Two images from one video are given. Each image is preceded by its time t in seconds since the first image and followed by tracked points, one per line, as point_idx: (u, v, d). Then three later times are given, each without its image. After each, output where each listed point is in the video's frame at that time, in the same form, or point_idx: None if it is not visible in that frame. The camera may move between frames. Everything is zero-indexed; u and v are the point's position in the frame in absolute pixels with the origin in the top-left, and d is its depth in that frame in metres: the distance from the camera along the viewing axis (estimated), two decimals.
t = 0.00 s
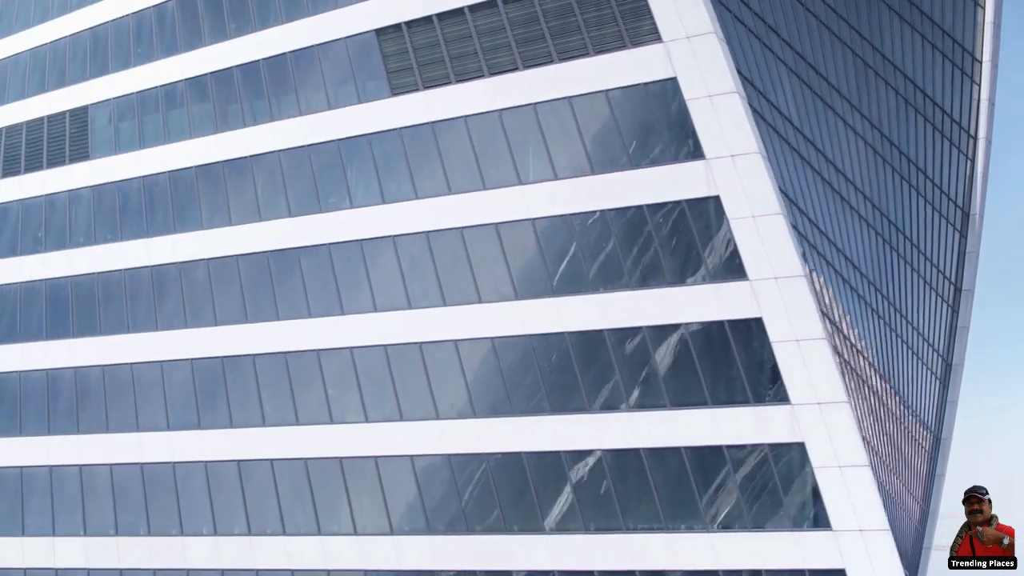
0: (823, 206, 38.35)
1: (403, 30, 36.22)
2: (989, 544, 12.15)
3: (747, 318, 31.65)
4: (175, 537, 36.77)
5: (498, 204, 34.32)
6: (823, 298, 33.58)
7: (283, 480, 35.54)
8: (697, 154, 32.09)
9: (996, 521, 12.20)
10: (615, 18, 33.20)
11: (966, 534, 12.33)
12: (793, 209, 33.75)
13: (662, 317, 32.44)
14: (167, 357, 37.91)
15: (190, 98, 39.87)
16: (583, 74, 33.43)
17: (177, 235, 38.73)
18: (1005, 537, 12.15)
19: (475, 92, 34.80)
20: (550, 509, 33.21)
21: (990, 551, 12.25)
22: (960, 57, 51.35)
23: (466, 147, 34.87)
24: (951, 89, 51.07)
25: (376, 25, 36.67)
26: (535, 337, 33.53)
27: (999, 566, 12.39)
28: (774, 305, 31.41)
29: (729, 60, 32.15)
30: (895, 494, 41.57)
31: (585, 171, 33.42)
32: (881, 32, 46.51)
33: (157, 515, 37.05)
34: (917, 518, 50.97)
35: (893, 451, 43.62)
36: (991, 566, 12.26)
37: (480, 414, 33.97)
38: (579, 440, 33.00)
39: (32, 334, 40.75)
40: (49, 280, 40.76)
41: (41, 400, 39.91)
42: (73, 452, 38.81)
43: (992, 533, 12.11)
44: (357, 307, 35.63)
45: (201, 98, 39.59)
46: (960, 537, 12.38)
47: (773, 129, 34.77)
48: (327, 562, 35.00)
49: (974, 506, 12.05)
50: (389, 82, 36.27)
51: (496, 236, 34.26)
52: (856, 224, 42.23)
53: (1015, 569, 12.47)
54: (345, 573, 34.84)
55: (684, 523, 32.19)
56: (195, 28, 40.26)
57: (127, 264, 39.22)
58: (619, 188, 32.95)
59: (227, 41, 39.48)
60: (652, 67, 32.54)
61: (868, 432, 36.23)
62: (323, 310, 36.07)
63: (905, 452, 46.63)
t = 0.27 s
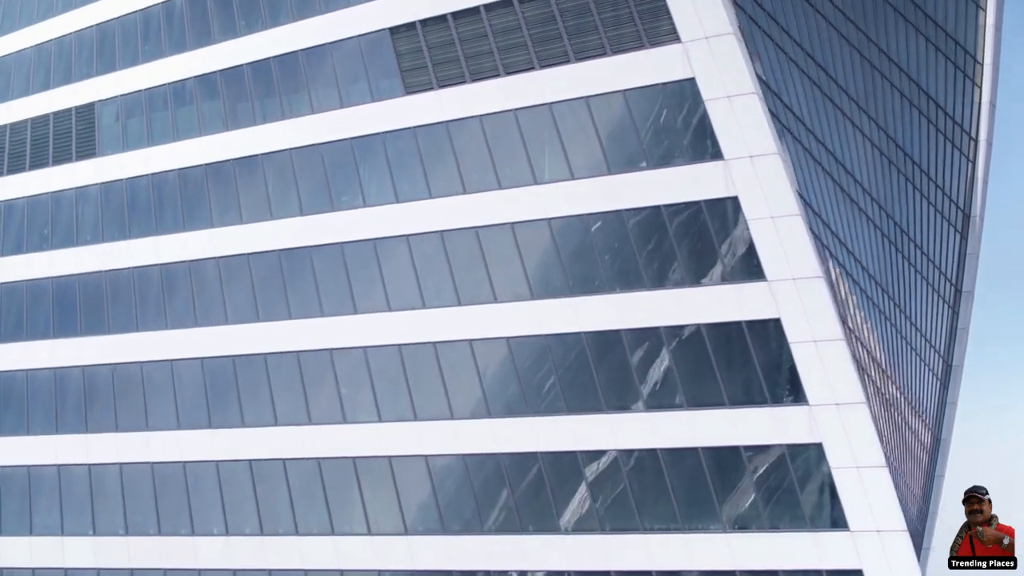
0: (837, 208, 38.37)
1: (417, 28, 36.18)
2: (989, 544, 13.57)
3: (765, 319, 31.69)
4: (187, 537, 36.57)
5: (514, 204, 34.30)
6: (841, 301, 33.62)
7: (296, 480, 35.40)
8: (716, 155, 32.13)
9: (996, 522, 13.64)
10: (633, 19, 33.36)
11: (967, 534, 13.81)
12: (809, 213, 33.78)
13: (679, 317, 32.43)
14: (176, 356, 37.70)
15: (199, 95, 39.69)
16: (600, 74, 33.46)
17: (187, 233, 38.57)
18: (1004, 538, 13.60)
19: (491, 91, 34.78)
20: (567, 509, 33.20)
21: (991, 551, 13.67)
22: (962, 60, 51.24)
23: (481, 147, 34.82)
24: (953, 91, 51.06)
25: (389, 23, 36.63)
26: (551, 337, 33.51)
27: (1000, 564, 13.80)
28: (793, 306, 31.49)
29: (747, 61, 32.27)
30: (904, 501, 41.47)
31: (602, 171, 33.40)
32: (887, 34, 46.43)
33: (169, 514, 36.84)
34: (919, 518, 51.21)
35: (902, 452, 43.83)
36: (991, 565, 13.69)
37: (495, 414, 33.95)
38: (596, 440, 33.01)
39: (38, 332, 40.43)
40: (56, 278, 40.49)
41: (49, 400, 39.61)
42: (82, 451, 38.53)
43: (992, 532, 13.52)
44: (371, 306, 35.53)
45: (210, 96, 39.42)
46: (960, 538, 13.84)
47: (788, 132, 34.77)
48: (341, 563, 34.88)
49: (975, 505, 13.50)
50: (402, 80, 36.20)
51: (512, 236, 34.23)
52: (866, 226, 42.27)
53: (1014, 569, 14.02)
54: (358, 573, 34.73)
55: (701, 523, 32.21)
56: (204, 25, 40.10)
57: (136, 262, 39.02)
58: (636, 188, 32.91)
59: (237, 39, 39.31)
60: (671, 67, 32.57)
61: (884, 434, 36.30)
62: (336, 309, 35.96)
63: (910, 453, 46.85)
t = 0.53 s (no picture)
0: (854, 209, 38.40)
1: (437, 27, 36.24)
2: (989, 544, 12.67)
3: (788, 319, 31.76)
4: (203, 536, 36.39)
5: (534, 203, 34.27)
6: (863, 304, 33.67)
7: (313, 479, 35.29)
8: (739, 155, 32.19)
9: (996, 521, 12.74)
10: (655, 19, 33.40)
11: (966, 534, 12.85)
12: (832, 215, 33.79)
13: (701, 318, 32.47)
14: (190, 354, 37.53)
15: (212, 92, 39.51)
16: (622, 74, 33.46)
17: (201, 231, 38.38)
18: (1004, 538, 12.70)
19: (511, 90, 34.74)
20: (587, 509, 33.16)
21: (990, 551, 12.71)
22: (967, 62, 50.84)
23: (501, 146, 34.76)
24: (957, 92, 51.01)
25: (408, 21, 36.61)
26: (571, 337, 33.50)
27: (1000, 565, 12.73)
28: (816, 307, 31.59)
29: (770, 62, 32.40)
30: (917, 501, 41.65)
31: (623, 171, 33.39)
32: (897, 36, 46.09)
33: (184, 514, 36.64)
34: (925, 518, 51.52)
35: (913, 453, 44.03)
36: (990, 566, 12.67)
37: (515, 414, 33.91)
38: (617, 440, 33.01)
39: (50, 330, 40.14)
40: (67, 275, 40.23)
41: (60, 398, 39.34)
42: (95, 450, 38.26)
43: (991, 532, 12.63)
44: (389, 305, 35.42)
45: (224, 93, 39.26)
46: (960, 537, 12.92)
47: (810, 134, 34.73)
48: (360, 562, 34.78)
49: (975, 505, 12.57)
50: (420, 78, 36.12)
51: (532, 236, 34.18)
52: (879, 227, 42.31)
53: (1015, 569, 12.91)
54: (377, 573, 34.64)
55: (723, 524, 32.21)
56: (217, 21, 39.93)
57: (149, 260, 38.82)
58: (658, 188, 32.90)
59: (251, 36, 39.13)
60: (694, 67, 32.62)
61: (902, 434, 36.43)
62: (353, 308, 35.84)
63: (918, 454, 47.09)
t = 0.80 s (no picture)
0: (868, 211, 38.43)
1: (454, 25, 36.09)
2: (989, 544, 11.58)
3: (810, 320, 31.83)
4: (218, 536, 36.18)
5: (553, 203, 34.23)
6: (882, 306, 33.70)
7: (328, 479, 35.13)
8: (761, 156, 32.25)
9: (996, 520, 11.63)
10: (677, 19, 33.34)
11: (967, 534, 11.70)
12: (852, 218, 33.80)
13: (722, 318, 32.49)
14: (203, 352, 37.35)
15: (225, 89, 39.37)
16: (642, 73, 33.43)
17: (213, 229, 38.20)
18: (1005, 537, 11.60)
19: (529, 89, 34.68)
20: (607, 510, 33.20)
21: (990, 550, 11.62)
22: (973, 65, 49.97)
23: (520, 145, 34.71)
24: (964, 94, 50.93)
25: (425, 19, 36.52)
26: (590, 337, 33.46)
27: (1000, 566, 11.53)
28: (837, 307, 31.68)
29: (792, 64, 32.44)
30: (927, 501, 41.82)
31: (643, 171, 33.36)
32: (908, 38, 45.78)
33: (197, 513, 36.44)
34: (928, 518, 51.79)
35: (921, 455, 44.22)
36: (991, 566, 11.48)
37: (533, 413, 33.86)
38: (637, 440, 33.01)
39: (60, 328, 39.84)
40: (77, 272, 39.96)
41: (71, 396, 39.05)
42: (106, 449, 37.98)
43: (992, 532, 11.54)
44: (407, 303, 35.35)
45: (237, 90, 39.09)
46: (960, 537, 11.79)
47: (829, 137, 34.68)
48: (377, 562, 34.65)
49: (975, 505, 11.43)
50: (437, 76, 36.00)
51: (551, 235, 34.15)
52: (890, 229, 42.37)
53: (1017, 570, 11.66)
54: (393, 573, 34.55)
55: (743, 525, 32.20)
56: (230, 18, 39.79)
57: (161, 258, 38.60)
58: (679, 188, 32.89)
59: (265, 33, 38.97)
60: (717, 67, 32.62)
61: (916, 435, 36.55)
62: (369, 307, 35.73)
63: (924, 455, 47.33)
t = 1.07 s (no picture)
0: (879, 214, 38.41)
1: (467, 23, 35.98)
2: (989, 545, 11.35)
3: (825, 321, 31.95)
4: (228, 535, 35.99)
5: (567, 203, 34.26)
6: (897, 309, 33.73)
7: (339, 479, 35.00)
8: (777, 157, 32.38)
9: (997, 520, 11.36)
10: (693, 20, 33.41)
11: (967, 534, 11.41)
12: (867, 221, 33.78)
13: (737, 318, 32.59)
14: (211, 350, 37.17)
15: (233, 86, 39.17)
16: (658, 73, 33.49)
17: (221, 227, 37.99)
18: (1006, 538, 11.35)
19: (542, 88, 34.71)
20: (621, 510, 33.16)
21: (990, 550, 11.43)
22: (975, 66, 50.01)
23: (534, 145, 34.72)
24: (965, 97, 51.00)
25: (438, 18, 36.46)
26: (604, 337, 33.52)
27: (998, 567, 11.38)
28: (852, 309, 31.82)
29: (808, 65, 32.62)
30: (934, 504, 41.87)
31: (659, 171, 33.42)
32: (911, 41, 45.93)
33: (206, 513, 36.26)
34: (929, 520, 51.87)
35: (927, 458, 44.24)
36: (992, 567, 11.37)
37: (547, 413, 33.83)
38: (651, 440, 33.08)
39: (65, 326, 39.58)
40: (83, 270, 39.71)
41: (77, 395, 38.79)
42: (113, 447, 37.75)
43: (992, 532, 11.27)
44: (419, 303, 35.25)
45: (245, 87, 38.95)
46: (960, 537, 11.56)
47: (844, 139, 34.63)
48: (389, 562, 34.56)
49: (974, 504, 11.04)
50: (450, 75, 35.94)
51: (564, 235, 34.19)
52: (898, 233, 42.35)
53: (1017, 571, 11.56)
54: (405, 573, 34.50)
55: (757, 525, 32.24)
56: (238, 15, 39.66)
57: (169, 256, 38.40)
58: (695, 189, 33.00)
59: (273, 30, 38.82)
60: (733, 68, 32.71)
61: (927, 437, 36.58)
62: (380, 306, 35.63)
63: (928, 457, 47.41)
